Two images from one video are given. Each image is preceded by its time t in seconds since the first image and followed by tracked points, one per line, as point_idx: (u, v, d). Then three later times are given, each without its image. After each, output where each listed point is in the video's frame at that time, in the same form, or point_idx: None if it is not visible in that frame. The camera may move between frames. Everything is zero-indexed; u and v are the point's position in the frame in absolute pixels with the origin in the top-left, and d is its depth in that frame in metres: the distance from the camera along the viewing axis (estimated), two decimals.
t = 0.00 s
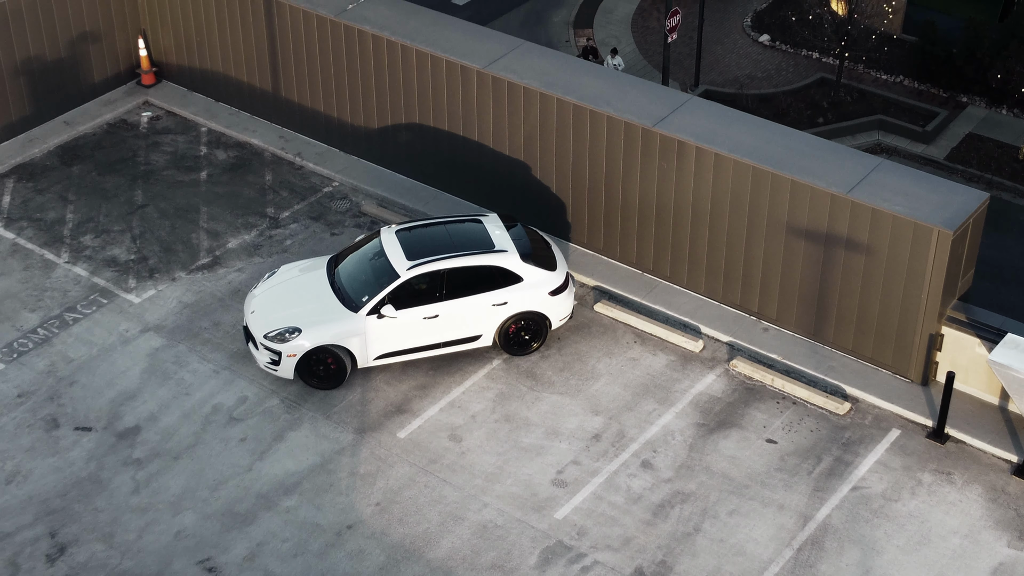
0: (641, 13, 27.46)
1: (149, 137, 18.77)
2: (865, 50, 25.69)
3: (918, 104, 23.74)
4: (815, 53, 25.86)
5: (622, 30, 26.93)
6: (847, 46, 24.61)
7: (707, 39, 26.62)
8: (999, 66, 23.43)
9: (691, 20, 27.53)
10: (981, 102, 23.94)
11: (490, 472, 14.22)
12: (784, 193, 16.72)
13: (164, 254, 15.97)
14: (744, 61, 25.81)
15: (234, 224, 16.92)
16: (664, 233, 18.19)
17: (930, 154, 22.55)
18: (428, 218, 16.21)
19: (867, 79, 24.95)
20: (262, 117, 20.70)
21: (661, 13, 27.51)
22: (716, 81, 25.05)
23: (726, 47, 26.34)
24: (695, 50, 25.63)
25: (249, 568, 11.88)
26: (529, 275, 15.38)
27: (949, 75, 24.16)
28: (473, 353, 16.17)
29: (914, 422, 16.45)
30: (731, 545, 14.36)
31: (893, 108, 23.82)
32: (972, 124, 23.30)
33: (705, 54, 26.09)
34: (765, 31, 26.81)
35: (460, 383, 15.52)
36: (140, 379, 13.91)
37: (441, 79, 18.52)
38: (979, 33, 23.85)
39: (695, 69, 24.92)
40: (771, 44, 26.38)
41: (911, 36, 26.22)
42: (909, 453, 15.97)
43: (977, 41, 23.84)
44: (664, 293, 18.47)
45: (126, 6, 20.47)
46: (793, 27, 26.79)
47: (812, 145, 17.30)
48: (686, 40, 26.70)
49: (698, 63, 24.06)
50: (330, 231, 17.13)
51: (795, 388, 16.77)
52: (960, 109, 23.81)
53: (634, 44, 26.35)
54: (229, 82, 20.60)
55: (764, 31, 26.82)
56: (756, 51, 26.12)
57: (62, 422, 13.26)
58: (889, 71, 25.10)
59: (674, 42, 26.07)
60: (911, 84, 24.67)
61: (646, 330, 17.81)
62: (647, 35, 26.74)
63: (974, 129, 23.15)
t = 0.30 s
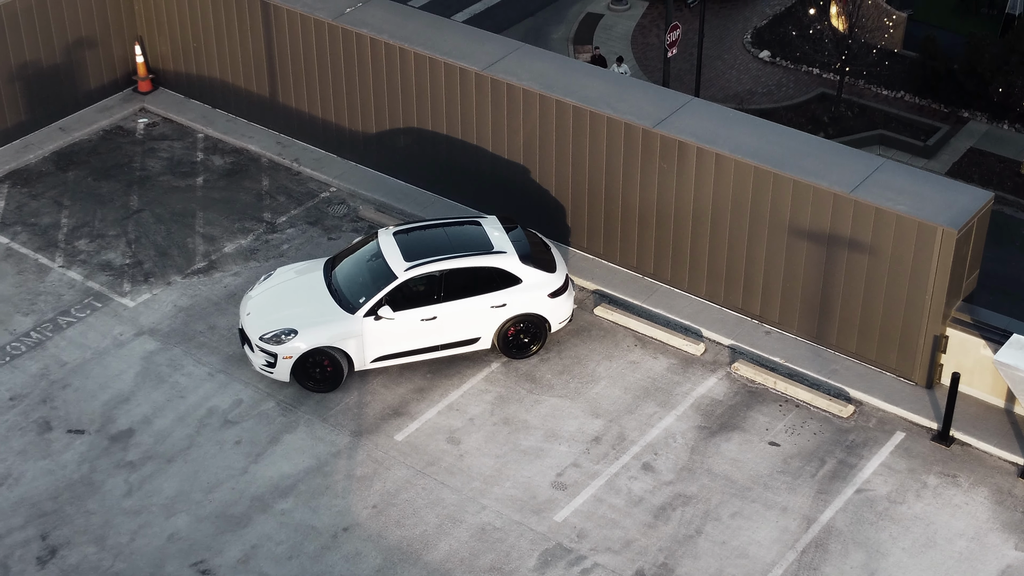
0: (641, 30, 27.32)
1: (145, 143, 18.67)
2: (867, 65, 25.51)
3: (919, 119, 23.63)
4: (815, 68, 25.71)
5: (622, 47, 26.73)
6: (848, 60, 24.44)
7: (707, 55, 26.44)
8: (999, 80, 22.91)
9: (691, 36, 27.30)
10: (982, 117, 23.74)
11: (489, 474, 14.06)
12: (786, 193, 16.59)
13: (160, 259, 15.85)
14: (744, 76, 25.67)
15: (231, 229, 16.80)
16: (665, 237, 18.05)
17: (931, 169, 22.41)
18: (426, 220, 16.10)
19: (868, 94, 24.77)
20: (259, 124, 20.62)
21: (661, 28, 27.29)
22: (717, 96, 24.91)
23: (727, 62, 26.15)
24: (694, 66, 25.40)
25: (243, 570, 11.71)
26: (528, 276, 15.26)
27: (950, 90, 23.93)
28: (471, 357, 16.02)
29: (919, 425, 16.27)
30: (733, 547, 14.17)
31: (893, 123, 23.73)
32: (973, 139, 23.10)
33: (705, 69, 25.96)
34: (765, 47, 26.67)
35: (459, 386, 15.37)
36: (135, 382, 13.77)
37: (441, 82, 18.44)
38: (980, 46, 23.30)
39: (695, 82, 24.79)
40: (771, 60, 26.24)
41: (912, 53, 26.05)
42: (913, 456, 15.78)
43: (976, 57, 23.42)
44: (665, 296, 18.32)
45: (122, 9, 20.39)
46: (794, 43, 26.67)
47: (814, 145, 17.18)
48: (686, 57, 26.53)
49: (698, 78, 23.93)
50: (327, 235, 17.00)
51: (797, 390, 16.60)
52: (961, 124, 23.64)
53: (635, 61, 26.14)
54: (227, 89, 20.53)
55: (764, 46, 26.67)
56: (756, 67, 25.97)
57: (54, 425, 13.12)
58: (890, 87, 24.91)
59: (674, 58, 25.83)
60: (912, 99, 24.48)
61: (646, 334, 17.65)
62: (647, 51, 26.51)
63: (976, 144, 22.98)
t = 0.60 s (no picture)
0: (640, 41, 27.19)
1: (141, 144, 18.59)
2: (866, 75, 25.19)
3: (919, 129, 23.51)
4: (816, 79, 25.52)
5: (622, 58, 26.60)
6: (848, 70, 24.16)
7: (706, 67, 26.28)
8: (1000, 90, 22.75)
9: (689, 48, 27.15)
10: (984, 127, 23.46)
11: (487, 471, 13.90)
12: (787, 189, 16.46)
13: (155, 258, 15.75)
14: (744, 87, 25.52)
15: (227, 228, 16.70)
16: (665, 235, 17.92)
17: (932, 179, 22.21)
18: (423, 217, 15.99)
19: (869, 105, 24.47)
20: (257, 125, 20.54)
21: (661, 40, 27.14)
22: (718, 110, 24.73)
23: (726, 74, 26.01)
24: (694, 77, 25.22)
25: (237, 567, 11.56)
26: (527, 273, 15.15)
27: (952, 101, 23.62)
28: (469, 354, 15.89)
29: (922, 422, 16.10)
30: (735, 543, 14.00)
31: (894, 134, 23.61)
32: (975, 150, 22.84)
33: (705, 80, 25.78)
34: (765, 58, 26.50)
35: (456, 384, 15.23)
36: (128, 379, 13.64)
37: (439, 80, 18.35)
38: (980, 57, 23.12)
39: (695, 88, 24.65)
40: (772, 71, 26.03)
41: (913, 63, 25.84)
42: (917, 453, 15.61)
43: (977, 69, 23.19)
44: (665, 295, 18.18)
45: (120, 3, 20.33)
46: (794, 54, 26.51)
47: (815, 140, 17.06)
48: (686, 68, 26.40)
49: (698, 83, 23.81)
50: (324, 235, 16.89)
51: (799, 388, 16.45)
52: (962, 135, 23.37)
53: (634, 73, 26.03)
54: (224, 91, 20.46)
55: (764, 58, 26.50)
56: (756, 79, 25.80)
57: (47, 422, 12.99)
58: (890, 97, 24.59)
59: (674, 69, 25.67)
60: (913, 110, 24.17)
61: (646, 332, 17.51)
62: (647, 63, 26.40)
63: (977, 154, 22.72)
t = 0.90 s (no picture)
0: (641, 54, 27.02)
1: (138, 145, 18.51)
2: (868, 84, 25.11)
3: (921, 140, 23.35)
4: (817, 89, 25.36)
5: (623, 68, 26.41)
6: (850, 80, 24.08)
7: (707, 77, 26.15)
8: (1002, 99, 22.39)
9: (690, 59, 26.92)
10: (985, 138, 23.24)
11: (486, 467, 13.74)
12: (790, 183, 16.33)
13: (151, 256, 15.64)
14: (745, 98, 25.35)
15: (224, 227, 16.59)
16: (666, 232, 17.79)
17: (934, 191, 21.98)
18: (422, 213, 15.87)
19: (870, 115, 24.35)
20: (255, 126, 20.47)
21: (661, 52, 26.96)
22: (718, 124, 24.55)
23: (728, 86, 25.88)
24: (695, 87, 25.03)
25: (232, 562, 11.41)
26: (527, 269, 15.04)
27: (953, 113, 23.52)
28: (469, 351, 15.75)
29: (927, 419, 15.93)
30: (738, 539, 13.82)
31: (895, 144, 23.41)
32: (976, 160, 22.61)
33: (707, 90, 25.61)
34: (766, 70, 26.36)
35: (455, 381, 15.09)
36: (123, 376, 13.52)
37: (439, 78, 18.27)
38: (981, 67, 22.80)
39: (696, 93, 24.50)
40: (772, 82, 25.90)
41: (913, 74, 25.61)
42: (922, 449, 15.43)
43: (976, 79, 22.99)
44: (667, 292, 18.04)
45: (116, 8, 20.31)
46: (794, 65, 26.38)
47: (818, 135, 16.94)
48: (686, 79, 26.21)
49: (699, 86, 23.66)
50: (323, 234, 16.77)
51: (803, 384, 16.29)
52: (964, 145, 23.19)
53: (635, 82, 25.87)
54: (222, 92, 20.39)
55: (765, 69, 26.36)
56: (757, 89, 25.64)
57: (40, 419, 12.87)
58: (892, 108, 24.48)
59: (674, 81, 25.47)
60: (915, 121, 24.03)
61: (648, 329, 17.36)
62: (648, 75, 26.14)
63: (979, 165, 22.51)
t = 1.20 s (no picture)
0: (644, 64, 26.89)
1: (137, 145, 18.42)
2: (870, 92, 24.83)
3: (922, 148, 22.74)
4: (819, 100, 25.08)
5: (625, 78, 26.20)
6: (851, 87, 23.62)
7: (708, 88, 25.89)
8: (1005, 107, 22.18)
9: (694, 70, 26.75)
10: (988, 146, 22.74)
11: (488, 463, 13.58)
12: (795, 177, 16.18)
13: (149, 255, 15.52)
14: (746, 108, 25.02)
15: (224, 226, 16.47)
16: (670, 229, 17.65)
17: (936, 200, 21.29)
18: (423, 209, 15.75)
19: (871, 124, 23.84)
20: (254, 126, 20.40)
21: (663, 61, 26.81)
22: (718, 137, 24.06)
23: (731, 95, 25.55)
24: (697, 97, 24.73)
25: (231, 557, 11.25)
26: (530, 264, 14.93)
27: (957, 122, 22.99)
28: (470, 348, 15.60)
29: (935, 414, 15.74)
30: (744, 533, 13.64)
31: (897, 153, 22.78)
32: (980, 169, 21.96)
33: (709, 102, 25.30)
34: (767, 80, 26.10)
35: (457, 377, 14.95)
36: (121, 373, 13.39)
37: (440, 75, 18.18)
38: (985, 75, 22.65)
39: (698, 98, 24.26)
40: (774, 92, 25.63)
41: (916, 83, 25.38)
42: (930, 444, 15.25)
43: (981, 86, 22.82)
44: (671, 290, 17.88)
45: (116, 11, 20.29)
46: (796, 74, 26.23)
47: (822, 129, 16.81)
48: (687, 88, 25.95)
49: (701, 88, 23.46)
50: (323, 233, 16.66)
51: (809, 380, 16.12)
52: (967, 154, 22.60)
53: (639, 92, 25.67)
54: (222, 92, 20.32)
55: (767, 79, 26.11)
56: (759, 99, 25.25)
57: (36, 415, 12.74)
58: (894, 117, 24.00)
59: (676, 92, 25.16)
60: (917, 130, 23.50)
61: (652, 326, 17.20)
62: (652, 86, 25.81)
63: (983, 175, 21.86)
